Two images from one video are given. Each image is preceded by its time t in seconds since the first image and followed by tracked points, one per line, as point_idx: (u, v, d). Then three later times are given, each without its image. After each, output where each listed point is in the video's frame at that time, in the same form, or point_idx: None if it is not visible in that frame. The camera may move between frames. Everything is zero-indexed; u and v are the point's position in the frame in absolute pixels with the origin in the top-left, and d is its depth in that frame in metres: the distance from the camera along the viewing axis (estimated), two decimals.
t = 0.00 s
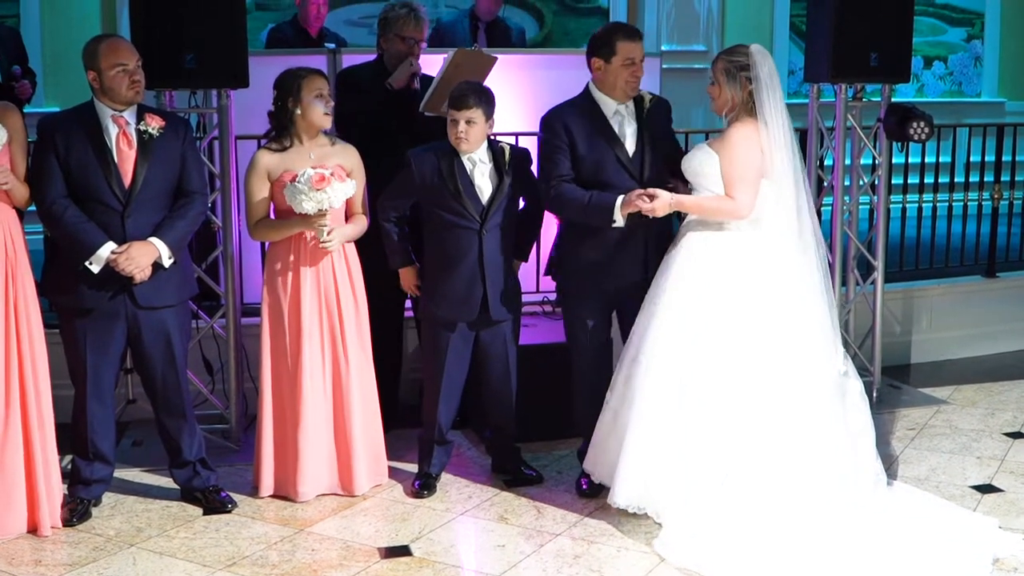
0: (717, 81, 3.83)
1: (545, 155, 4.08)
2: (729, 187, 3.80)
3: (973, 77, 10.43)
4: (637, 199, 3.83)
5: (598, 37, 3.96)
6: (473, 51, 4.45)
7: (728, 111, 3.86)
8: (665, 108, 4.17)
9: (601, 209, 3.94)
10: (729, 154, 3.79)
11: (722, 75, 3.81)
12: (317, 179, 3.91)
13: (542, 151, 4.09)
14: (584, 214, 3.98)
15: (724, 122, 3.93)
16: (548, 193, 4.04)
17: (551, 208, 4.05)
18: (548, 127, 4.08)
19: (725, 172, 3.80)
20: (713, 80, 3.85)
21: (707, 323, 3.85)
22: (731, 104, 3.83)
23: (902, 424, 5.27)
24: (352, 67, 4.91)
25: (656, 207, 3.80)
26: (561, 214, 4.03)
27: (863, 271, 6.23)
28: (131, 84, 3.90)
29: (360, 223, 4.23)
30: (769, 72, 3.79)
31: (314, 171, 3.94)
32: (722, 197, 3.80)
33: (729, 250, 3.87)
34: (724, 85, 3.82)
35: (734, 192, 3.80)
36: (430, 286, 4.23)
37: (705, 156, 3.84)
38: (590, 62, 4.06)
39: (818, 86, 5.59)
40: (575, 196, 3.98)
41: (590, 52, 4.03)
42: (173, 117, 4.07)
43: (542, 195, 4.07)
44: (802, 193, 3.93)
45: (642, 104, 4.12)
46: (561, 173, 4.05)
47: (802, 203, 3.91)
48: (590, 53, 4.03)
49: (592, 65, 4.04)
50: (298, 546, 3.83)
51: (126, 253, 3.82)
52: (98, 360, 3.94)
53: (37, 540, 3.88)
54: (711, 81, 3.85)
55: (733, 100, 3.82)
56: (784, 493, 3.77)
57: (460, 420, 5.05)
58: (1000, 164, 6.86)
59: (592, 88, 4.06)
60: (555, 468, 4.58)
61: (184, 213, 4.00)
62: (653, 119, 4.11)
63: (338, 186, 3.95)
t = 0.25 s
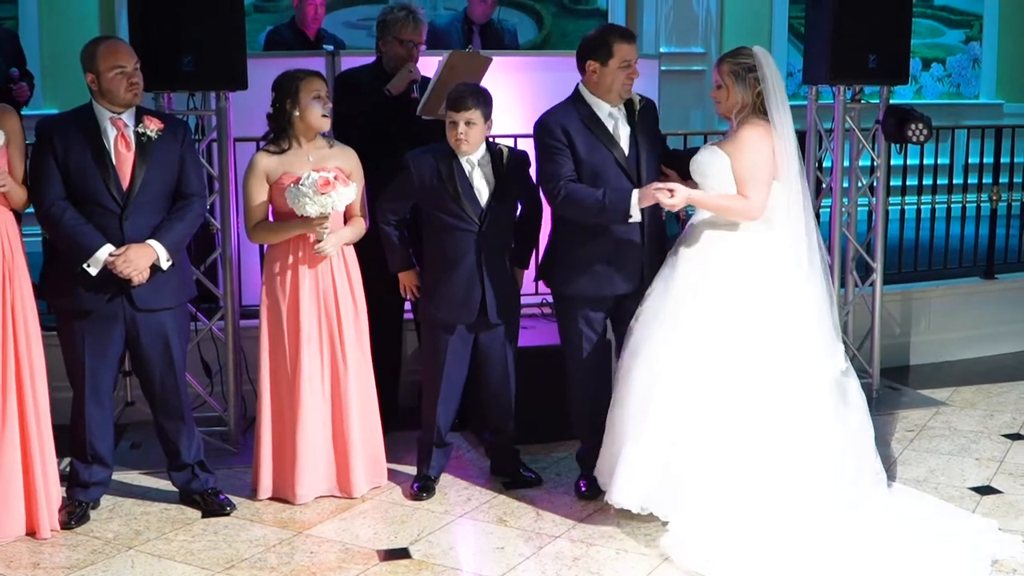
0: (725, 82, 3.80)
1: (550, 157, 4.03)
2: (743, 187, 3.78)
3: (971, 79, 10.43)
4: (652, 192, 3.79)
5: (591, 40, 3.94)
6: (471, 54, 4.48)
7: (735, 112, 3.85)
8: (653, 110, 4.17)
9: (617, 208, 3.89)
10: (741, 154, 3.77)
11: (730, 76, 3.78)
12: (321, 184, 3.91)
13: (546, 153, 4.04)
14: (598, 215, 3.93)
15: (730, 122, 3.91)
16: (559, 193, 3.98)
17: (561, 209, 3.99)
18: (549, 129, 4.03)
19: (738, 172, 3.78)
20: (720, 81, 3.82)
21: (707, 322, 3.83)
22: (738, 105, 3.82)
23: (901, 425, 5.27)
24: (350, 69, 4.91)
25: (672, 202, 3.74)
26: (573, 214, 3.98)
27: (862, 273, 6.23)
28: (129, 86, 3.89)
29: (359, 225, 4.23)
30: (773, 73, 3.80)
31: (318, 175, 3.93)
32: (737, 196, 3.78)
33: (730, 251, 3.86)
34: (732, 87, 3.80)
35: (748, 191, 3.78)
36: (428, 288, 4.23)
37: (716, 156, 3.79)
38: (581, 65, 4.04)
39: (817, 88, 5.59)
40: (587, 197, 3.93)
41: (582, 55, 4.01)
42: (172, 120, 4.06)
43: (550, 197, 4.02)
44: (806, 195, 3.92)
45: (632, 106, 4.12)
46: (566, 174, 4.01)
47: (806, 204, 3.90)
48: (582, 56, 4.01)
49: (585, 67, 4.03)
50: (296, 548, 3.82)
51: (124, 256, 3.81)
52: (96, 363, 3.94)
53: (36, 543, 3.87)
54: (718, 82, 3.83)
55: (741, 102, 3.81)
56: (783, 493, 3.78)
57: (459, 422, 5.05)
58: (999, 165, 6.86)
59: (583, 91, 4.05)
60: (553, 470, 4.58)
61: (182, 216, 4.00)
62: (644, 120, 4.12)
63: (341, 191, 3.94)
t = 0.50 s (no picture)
0: (728, 87, 3.80)
1: (566, 163, 3.93)
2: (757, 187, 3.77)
3: (970, 80, 10.44)
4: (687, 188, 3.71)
5: (597, 45, 3.89)
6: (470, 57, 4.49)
7: (740, 116, 3.84)
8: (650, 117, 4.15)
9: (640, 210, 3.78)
10: (752, 155, 3.77)
11: (733, 81, 3.78)
12: (315, 185, 3.90)
13: (563, 159, 3.94)
14: (622, 217, 3.81)
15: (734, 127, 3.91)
16: (582, 196, 3.85)
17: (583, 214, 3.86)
18: (561, 136, 3.95)
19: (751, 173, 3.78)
20: (723, 86, 3.82)
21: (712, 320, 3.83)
22: (743, 109, 3.82)
23: (900, 426, 5.27)
24: (349, 71, 4.91)
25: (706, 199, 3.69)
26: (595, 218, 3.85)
27: (860, 274, 6.23)
28: (126, 87, 3.89)
29: (357, 226, 4.23)
30: (774, 74, 3.82)
31: (312, 175, 3.92)
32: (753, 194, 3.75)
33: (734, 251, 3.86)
34: (736, 91, 3.80)
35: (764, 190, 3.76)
36: (427, 289, 4.23)
37: (727, 157, 3.78)
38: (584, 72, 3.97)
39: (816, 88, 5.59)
40: (609, 199, 3.81)
41: (586, 61, 3.95)
42: (170, 121, 4.06)
43: (570, 203, 3.89)
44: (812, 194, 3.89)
45: (634, 113, 4.08)
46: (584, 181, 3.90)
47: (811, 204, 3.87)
48: (587, 62, 3.95)
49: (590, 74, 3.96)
50: (295, 550, 3.82)
51: (122, 257, 3.81)
52: (95, 364, 3.94)
53: (34, 544, 3.87)
54: (721, 87, 3.83)
55: (746, 105, 3.80)
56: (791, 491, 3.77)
57: (457, 423, 5.04)
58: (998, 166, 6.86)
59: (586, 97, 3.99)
60: (552, 471, 4.57)
61: (180, 217, 4.00)
62: (645, 125, 4.10)
63: (336, 191, 3.94)
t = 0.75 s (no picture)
0: (726, 91, 3.76)
1: (589, 160, 3.82)
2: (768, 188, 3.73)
3: (967, 81, 10.45)
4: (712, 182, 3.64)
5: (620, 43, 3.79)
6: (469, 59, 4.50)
7: (737, 120, 3.80)
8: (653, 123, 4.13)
9: (667, 206, 3.67)
10: (758, 156, 3.73)
11: (731, 84, 3.74)
12: (310, 186, 3.89)
13: (586, 156, 3.83)
14: (648, 216, 3.70)
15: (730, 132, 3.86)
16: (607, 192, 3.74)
17: (608, 212, 3.74)
18: (584, 133, 3.84)
19: (759, 175, 3.73)
20: (719, 91, 3.77)
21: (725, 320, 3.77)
22: (741, 112, 3.78)
23: (898, 428, 5.27)
24: (347, 72, 4.91)
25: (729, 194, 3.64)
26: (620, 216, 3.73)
27: (858, 275, 6.23)
28: (124, 88, 3.88)
29: (353, 227, 4.23)
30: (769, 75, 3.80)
31: (307, 177, 3.92)
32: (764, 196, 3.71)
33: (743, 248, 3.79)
34: (736, 94, 3.76)
35: (775, 191, 3.73)
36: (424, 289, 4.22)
37: (735, 159, 3.74)
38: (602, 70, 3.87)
39: (813, 90, 5.59)
40: (635, 196, 3.70)
41: (606, 59, 3.85)
42: (167, 122, 4.06)
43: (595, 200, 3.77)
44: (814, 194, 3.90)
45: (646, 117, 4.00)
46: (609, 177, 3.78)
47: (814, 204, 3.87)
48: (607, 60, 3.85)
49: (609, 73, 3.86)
50: (293, 552, 3.81)
51: (119, 258, 3.81)
52: (92, 365, 3.93)
53: (31, 546, 3.86)
54: (716, 93, 3.78)
55: (744, 109, 3.77)
56: (805, 494, 3.77)
57: (455, 425, 5.04)
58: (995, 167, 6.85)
59: (605, 95, 3.89)
60: (550, 473, 4.57)
61: (177, 218, 3.99)
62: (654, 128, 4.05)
63: (331, 193, 3.94)
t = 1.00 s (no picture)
0: (722, 90, 3.73)
1: (598, 160, 3.57)
2: (770, 187, 3.69)
3: (960, 83, 10.46)
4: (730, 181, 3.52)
5: (626, 39, 3.55)
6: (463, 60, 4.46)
7: (733, 119, 3.78)
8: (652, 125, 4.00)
9: (687, 209, 3.48)
10: (756, 155, 3.71)
11: (727, 82, 3.72)
12: (298, 187, 3.88)
13: (595, 156, 3.58)
14: (666, 219, 3.49)
15: (725, 132, 3.83)
16: (621, 194, 3.50)
17: (621, 216, 3.51)
18: (592, 131, 3.59)
19: (760, 175, 3.70)
20: (715, 90, 3.75)
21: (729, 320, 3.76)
22: (737, 111, 3.76)
23: (893, 429, 5.27)
24: (341, 74, 4.89)
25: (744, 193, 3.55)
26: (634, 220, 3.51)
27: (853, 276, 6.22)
28: (116, 90, 3.86)
29: (343, 229, 4.21)
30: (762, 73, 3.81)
31: (296, 178, 3.90)
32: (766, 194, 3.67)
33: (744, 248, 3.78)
34: (733, 92, 3.74)
35: (777, 189, 3.69)
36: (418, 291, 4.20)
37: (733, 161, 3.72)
38: (603, 69, 3.64)
39: (806, 91, 5.59)
40: (652, 199, 3.48)
41: (608, 56, 3.61)
42: (160, 124, 4.04)
43: (606, 203, 3.54)
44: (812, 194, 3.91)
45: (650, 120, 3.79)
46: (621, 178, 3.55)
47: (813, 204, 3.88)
48: (610, 57, 3.62)
49: (611, 70, 3.63)
50: (286, 556, 3.79)
51: (112, 261, 3.79)
52: (84, 369, 3.91)
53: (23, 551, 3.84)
54: (712, 92, 3.75)
55: (740, 107, 3.75)
56: (808, 495, 3.78)
57: (449, 428, 5.02)
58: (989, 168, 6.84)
59: (608, 94, 3.64)
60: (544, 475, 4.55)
61: (170, 221, 3.97)
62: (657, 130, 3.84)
63: (320, 194, 3.92)
